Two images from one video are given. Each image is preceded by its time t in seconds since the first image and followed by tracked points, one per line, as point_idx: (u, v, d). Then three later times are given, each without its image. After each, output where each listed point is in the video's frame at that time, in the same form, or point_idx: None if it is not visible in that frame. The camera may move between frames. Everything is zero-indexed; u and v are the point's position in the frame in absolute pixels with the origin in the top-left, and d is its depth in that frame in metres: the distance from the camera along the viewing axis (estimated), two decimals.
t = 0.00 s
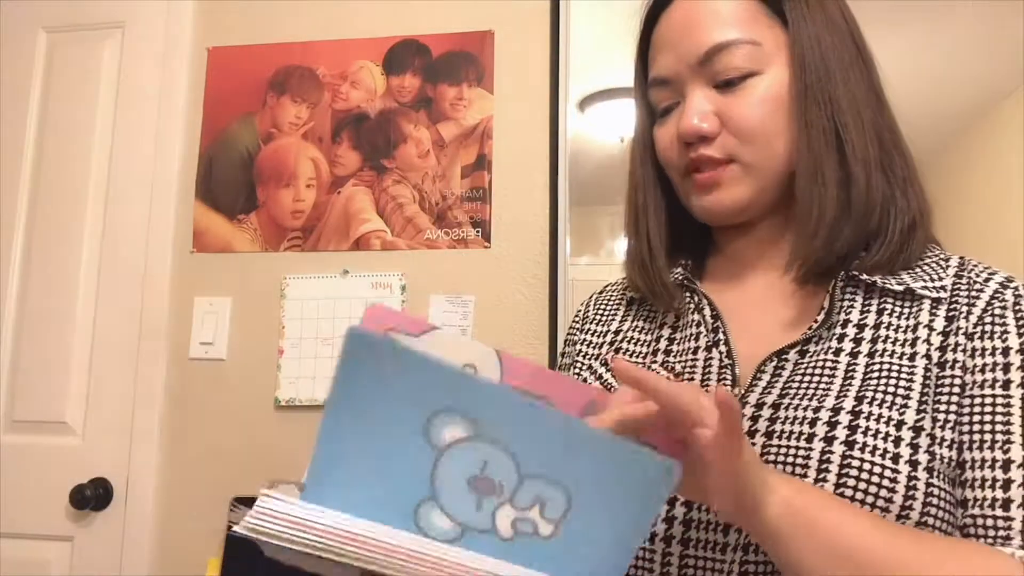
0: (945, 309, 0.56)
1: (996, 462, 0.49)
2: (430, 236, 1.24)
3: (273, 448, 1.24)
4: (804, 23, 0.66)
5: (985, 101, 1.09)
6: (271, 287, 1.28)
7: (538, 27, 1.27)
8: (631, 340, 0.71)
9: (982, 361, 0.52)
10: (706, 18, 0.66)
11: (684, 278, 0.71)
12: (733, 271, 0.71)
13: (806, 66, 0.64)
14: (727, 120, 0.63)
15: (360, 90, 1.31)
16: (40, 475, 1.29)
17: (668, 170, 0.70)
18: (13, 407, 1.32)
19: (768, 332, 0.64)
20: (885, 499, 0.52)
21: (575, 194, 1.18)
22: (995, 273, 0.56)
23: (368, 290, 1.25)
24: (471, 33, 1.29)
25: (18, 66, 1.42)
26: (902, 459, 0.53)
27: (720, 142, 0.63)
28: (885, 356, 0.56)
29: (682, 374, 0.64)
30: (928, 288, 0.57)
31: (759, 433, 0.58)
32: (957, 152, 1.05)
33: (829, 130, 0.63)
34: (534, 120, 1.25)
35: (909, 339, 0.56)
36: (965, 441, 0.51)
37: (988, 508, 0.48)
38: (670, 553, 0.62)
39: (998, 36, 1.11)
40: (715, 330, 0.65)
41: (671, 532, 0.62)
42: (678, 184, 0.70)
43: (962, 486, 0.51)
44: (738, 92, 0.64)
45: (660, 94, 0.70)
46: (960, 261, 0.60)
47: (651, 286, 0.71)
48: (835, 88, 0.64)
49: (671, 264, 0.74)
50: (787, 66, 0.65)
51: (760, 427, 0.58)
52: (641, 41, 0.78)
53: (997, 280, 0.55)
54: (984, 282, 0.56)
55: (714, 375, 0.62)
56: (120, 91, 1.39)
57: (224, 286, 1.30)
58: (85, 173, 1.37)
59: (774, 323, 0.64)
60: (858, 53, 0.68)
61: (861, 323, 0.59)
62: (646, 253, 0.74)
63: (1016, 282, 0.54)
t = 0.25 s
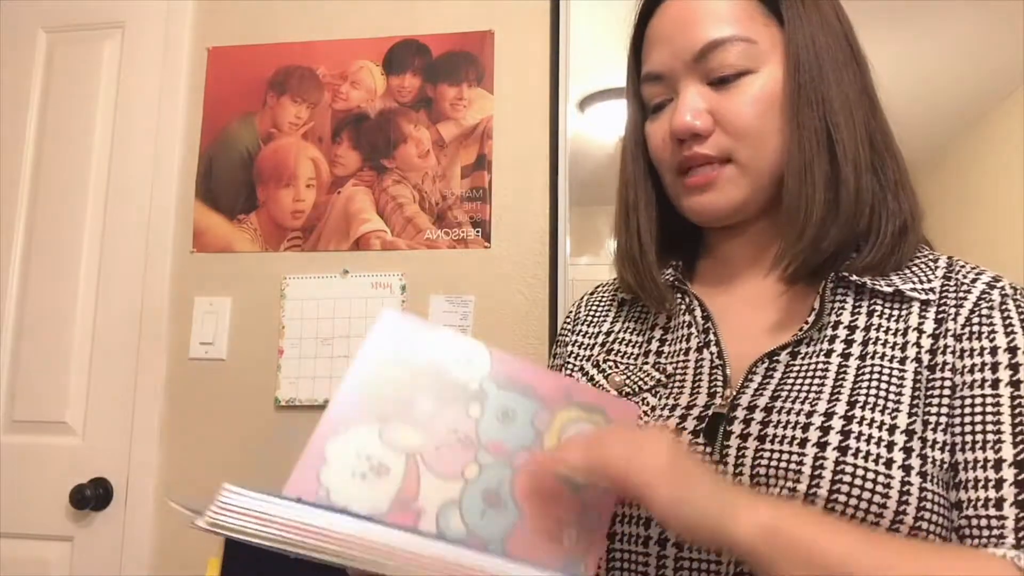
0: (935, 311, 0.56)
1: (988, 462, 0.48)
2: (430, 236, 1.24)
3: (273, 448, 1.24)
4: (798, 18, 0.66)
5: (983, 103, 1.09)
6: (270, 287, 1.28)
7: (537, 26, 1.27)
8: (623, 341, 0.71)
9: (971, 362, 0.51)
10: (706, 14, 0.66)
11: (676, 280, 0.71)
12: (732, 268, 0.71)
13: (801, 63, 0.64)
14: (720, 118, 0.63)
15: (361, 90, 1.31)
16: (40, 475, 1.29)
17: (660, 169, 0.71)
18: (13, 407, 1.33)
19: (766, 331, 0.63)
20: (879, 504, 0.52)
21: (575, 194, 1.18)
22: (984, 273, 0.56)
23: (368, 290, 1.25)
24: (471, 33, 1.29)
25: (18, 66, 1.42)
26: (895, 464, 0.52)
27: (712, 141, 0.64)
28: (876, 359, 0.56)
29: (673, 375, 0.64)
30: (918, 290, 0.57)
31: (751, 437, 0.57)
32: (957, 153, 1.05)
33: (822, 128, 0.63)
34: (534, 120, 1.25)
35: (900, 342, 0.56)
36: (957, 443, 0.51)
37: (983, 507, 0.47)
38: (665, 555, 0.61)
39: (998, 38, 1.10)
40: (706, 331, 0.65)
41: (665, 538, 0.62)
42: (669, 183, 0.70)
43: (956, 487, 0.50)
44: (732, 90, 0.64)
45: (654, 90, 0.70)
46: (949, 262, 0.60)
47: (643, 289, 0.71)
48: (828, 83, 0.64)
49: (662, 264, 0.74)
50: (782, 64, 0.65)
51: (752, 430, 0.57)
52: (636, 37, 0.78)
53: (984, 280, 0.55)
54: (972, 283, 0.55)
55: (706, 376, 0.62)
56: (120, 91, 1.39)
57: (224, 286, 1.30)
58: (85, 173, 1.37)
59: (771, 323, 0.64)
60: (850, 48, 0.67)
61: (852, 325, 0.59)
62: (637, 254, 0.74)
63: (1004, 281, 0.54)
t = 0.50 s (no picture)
0: (934, 313, 0.56)
1: (976, 465, 0.48)
2: (430, 236, 1.24)
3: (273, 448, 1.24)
4: (800, 16, 0.65)
5: (983, 103, 1.09)
6: (270, 287, 1.28)
7: (537, 26, 1.27)
8: (621, 340, 0.71)
9: (966, 365, 0.51)
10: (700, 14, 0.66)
11: (676, 280, 0.71)
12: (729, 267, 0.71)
13: (802, 60, 0.64)
14: (718, 115, 0.63)
15: (361, 90, 1.31)
16: (40, 476, 1.29)
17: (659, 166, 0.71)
18: (13, 407, 1.33)
19: (764, 330, 0.63)
20: (872, 509, 0.52)
21: (575, 195, 1.18)
22: (984, 275, 0.56)
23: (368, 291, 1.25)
24: (471, 33, 1.29)
25: (18, 66, 1.42)
26: (888, 468, 0.53)
27: (710, 138, 0.64)
28: (872, 359, 0.56)
29: (670, 373, 0.64)
30: (918, 292, 0.57)
31: (746, 438, 0.57)
32: (957, 153, 1.05)
33: (822, 125, 0.63)
34: (534, 120, 1.25)
35: (897, 343, 0.56)
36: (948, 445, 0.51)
37: (968, 512, 0.48)
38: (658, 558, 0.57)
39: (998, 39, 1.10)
40: (704, 331, 0.64)
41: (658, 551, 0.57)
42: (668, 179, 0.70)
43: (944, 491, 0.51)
44: (730, 87, 0.64)
45: (655, 87, 0.71)
46: (949, 263, 0.59)
47: (642, 286, 0.71)
48: (829, 82, 0.64)
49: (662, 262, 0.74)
50: (783, 61, 0.65)
51: (747, 431, 0.57)
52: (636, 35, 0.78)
53: (984, 283, 0.55)
54: (972, 285, 0.55)
55: (702, 375, 0.62)
56: (120, 91, 1.39)
57: (223, 286, 1.30)
58: (86, 173, 1.37)
59: (770, 322, 0.63)
60: (853, 46, 0.67)
61: (850, 325, 0.58)
62: (637, 252, 0.74)
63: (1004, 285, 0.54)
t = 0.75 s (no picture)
0: (937, 309, 0.55)
1: (958, 449, 0.46)
2: (430, 236, 1.24)
3: (273, 448, 1.24)
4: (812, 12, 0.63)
5: (985, 102, 1.08)
6: (270, 287, 1.28)
7: (537, 26, 1.27)
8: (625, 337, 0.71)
9: (963, 354, 0.50)
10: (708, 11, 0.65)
11: (681, 276, 0.71)
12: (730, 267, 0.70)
13: (811, 56, 0.62)
14: (723, 111, 0.62)
15: (361, 90, 1.31)
16: (40, 476, 1.29)
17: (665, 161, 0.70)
18: (13, 407, 1.33)
19: (767, 329, 0.63)
20: (859, 496, 0.52)
21: (575, 195, 1.18)
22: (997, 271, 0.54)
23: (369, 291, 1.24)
24: (471, 33, 1.29)
25: (18, 66, 1.42)
26: (877, 456, 0.52)
27: (715, 135, 0.62)
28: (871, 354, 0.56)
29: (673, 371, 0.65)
30: (926, 289, 0.56)
31: (741, 432, 0.58)
32: (957, 152, 1.05)
33: (830, 126, 0.61)
34: (534, 119, 1.25)
35: (898, 337, 0.55)
36: (941, 432, 0.48)
37: (950, 496, 0.45)
38: (652, 555, 0.57)
39: (997, 37, 1.11)
40: (710, 330, 0.64)
41: (653, 550, 0.57)
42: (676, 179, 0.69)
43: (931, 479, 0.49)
44: (737, 83, 0.63)
45: (663, 82, 0.69)
46: (962, 262, 0.58)
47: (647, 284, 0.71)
48: (839, 81, 0.62)
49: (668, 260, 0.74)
50: (791, 56, 0.63)
51: (742, 425, 0.58)
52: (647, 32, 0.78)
53: (995, 277, 0.53)
54: (981, 278, 0.54)
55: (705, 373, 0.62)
56: (120, 91, 1.39)
57: (223, 286, 1.30)
58: (86, 173, 1.37)
59: (771, 323, 0.63)
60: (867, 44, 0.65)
61: (853, 321, 0.58)
62: (641, 249, 0.74)
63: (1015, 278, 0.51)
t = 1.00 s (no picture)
0: (953, 316, 0.54)
1: (977, 466, 0.46)
2: (430, 236, 1.24)
3: (273, 448, 1.24)
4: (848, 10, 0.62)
5: (987, 101, 1.08)
6: (270, 287, 1.28)
7: (537, 27, 1.27)
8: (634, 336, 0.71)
9: (980, 365, 0.50)
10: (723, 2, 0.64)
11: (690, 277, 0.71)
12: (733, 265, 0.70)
13: (845, 49, 0.61)
14: (745, 104, 0.61)
15: (360, 90, 1.31)
16: (40, 476, 1.29)
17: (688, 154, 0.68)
18: (13, 407, 1.33)
19: (770, 330, 0.62)
20: (868, 511, 0.51)
21: (575, 193, 1.17)
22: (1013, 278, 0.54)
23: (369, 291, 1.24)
24: (472, 33, 1.29)
25: (18, 66, 1.42)
26: (888, 470, 0.52)
27: (736, 128, 0.61)
28: (883, 360, 0.55)
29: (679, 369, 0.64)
30: (940, 293, 0.56)
31: (747, 435, 0.57)
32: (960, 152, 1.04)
33: (860, 124, 0.60)
34: (534, 119, 1.25)
35: (914, 345, 0.55)
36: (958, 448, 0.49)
37: (966, 516, 0.46)
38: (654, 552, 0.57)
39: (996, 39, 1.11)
40: (716, 326, 0.64)
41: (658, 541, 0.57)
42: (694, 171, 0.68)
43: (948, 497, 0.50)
44: (759, 76, 0.61)
45: (684, 73, 0.68)
46: (979, 267, 0.57)
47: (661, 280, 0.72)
48: (871, 80, 0.61)
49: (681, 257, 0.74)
50: (823, 50, 0.62)
51: (749, 428, 0.57)
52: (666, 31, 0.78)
53: (1011, 284, 0.53)
54: (999, 285, 0.53)
55: (710, 370, 0.62)
56: (120, 91, 1.39)
57: (224, 286, 1.30)
58: (85, 173, 1.37)
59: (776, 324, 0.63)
60: (897, 46, 0.64)
61: (866, 325, 0.58)
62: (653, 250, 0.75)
63: None
